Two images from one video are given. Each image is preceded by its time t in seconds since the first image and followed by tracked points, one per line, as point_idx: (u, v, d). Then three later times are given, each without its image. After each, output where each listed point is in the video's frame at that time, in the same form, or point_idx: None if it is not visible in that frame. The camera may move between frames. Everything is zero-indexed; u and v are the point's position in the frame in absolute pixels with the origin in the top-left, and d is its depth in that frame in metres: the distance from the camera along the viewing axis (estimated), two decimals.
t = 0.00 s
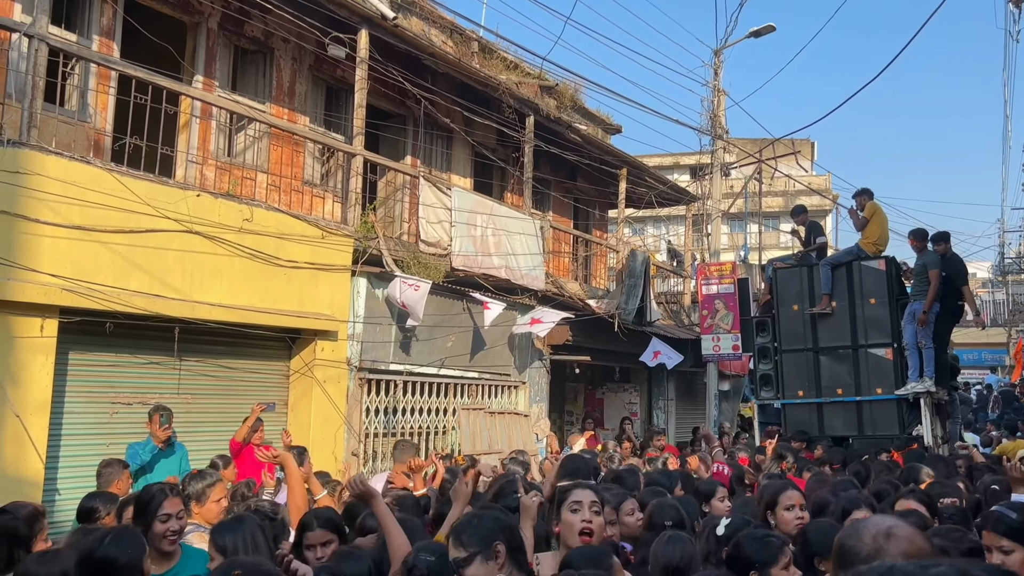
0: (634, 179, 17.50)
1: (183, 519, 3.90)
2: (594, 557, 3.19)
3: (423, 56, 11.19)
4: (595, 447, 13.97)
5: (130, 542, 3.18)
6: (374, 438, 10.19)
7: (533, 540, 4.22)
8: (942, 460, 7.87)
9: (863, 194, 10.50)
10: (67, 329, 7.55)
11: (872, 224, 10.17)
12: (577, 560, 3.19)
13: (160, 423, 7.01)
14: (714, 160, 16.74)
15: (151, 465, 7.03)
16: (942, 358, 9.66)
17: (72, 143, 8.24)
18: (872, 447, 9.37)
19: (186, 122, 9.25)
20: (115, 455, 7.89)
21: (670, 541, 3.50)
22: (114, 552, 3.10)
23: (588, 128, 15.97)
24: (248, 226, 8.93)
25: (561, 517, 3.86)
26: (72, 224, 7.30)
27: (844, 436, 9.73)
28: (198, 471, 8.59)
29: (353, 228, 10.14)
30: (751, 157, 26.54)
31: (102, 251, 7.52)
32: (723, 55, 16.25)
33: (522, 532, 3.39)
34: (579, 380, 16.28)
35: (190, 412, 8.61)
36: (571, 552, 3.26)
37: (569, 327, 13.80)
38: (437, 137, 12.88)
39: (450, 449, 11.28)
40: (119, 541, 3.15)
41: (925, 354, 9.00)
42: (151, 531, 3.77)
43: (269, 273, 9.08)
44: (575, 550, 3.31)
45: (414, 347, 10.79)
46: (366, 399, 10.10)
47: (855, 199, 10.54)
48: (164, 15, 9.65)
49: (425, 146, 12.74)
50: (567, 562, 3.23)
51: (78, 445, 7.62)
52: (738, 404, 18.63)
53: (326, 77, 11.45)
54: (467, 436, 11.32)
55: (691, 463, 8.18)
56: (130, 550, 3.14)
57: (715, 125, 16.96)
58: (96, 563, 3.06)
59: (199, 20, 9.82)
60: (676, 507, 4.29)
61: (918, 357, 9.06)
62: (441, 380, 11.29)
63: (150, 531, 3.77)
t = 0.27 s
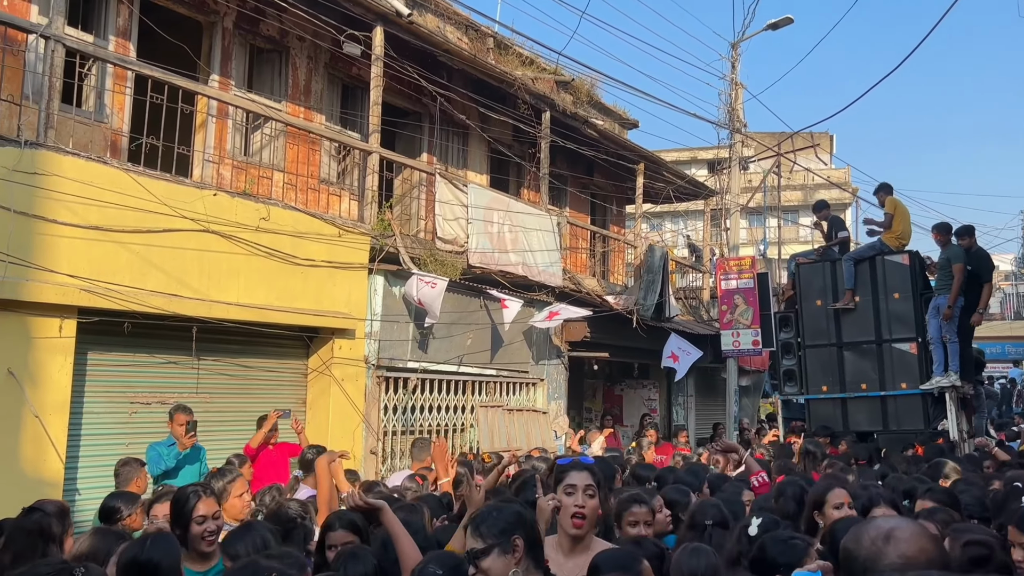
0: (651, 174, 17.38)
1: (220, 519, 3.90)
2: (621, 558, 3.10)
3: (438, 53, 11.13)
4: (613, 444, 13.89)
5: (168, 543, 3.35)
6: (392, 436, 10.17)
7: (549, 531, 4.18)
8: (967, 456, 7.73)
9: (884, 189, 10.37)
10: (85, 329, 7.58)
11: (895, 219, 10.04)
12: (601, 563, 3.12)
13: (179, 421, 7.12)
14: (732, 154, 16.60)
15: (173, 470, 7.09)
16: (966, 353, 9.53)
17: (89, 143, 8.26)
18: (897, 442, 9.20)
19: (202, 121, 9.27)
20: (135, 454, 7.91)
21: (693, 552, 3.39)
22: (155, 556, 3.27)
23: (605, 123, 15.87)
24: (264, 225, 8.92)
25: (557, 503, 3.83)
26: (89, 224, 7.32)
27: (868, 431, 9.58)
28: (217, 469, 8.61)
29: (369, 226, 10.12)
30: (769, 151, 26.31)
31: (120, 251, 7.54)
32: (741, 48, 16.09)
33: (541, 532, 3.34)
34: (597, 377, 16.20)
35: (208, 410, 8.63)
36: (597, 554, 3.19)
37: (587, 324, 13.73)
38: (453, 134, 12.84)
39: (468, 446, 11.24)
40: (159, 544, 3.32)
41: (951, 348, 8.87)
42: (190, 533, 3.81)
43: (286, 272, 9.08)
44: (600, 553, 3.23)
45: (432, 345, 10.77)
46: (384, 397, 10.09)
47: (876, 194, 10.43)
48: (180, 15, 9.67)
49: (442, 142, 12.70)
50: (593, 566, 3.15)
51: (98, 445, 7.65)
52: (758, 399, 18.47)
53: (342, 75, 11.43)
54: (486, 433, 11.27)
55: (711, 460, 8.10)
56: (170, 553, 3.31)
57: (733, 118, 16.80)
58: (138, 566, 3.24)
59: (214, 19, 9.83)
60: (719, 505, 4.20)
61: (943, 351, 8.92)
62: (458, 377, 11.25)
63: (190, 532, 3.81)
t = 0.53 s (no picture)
0: (662, 169, 17.27)
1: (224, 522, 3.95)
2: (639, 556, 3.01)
3: (446, 48, 11.05)
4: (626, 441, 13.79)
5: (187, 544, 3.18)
6: (402, 433, 10.11)
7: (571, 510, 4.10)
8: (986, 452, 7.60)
9: (897, 185, 10.25)
10: (94, 327, 7.55)
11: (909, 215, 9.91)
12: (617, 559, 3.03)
13: (190, 420, 7.13)
14: (744, 148, 16.46)
15: (186, 472, 7.03)
16: (984, 347, 9.44)
17: (96, 140, 8.23)
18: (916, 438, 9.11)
19: (210, 118, 9.22)
20: (145, 452, 7.88)
21: (703, 531, 3.33)
22: (175, 557, 3.10)
23: (615, 118, 15.76)
24: (272, 222, 8.87)
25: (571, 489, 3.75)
26: (97, 222, 7.29)
27: (886, 426, 9.46)
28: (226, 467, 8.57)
29: (378, 222, 10.07)
30: (781, 145, 26.11)
31: (128, 249, 7.51)
32: (752, 40, 15.94)
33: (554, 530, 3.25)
34: (609, 374, 16.11)
35: (219, 408, 8.59)
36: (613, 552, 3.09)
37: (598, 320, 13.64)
38: (462, 129, 12.76)
39: (479, 444, 11.18)
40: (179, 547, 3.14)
41: (965, 342, 8.79)
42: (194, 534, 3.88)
43: (295, 268, 9.03)
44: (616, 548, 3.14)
45: (441, 342, 10.70)
46: (394, 394, 10.02)
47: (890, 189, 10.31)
48: (187, 12, 9.63)
49: (450, 138, 12.62)
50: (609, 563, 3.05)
51: (109, 443, 7.62)
52: (771, 395, 18.33)
53: (350, 70, 11.37)
54: (497, 430, 11.19)
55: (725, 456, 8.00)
56: (190, 557, 3.13)
57: (745, 112, 16.66)
58: (156, 565, 3.08)
59: (221, 16, 9.78)
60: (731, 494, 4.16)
61: (958, 345, 8.85)
62: (469, 374, 11.18)
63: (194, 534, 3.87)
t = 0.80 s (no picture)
0: (659, 164, 17.17)
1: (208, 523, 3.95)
2: (637, 553, 2.89)
3: (440, 41, 10.94)
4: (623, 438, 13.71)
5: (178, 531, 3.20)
6: (396, 430, 10.01)
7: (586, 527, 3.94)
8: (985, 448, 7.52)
9: (895, 181, 10.14)
10: (81, 323, 7.46)
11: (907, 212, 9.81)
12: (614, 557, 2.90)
13: (180, 416, 7.06)
14: (742, 143, 16.36)
15: (178, 470, 6.93)
16: (982, 344, 9.35)
17: (85, 134, 8.13)
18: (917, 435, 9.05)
19: (201, 112, 9.12)
20: (135, 450, 7.79)
21: (706, 538, 3.24)
22: (165, 542, 3.12)
23: (612, 113, 15.67)
24: (264, 217, 8.77)
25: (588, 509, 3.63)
26: (85, 216, 7.19)
27: (885, 422, 9.37)
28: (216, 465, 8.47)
29: (372, 217, 9.97)
30: (779, 140, 26.02)
31: (116, 243, 7.41)
32: (749, 34, 15.85)
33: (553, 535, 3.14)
34: (606, 370, 16.01)
35: (210, 405, 8.49)
36: (610, 550, 2.95)
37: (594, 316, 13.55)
38: (456, 124, 12.66)
39: (474, 441, 11.08)
40: (176, 530, 3.19)
41: (964, 339, 8.68)
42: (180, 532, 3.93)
43: (287, 264, 8.93)
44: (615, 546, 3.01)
45: (436, 338, 10.61)
46: (388, 390, 9.92)
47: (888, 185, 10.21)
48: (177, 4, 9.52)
49: (446, 133, 12.51)
50: (604, 561, 2.91)
51: (97, 440, 7.53)
52: (770, 392, 18.23)
53: (344, 64, 11.27)
54: (492, 426, 11.07)
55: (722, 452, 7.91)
56: (180, 540, 3.16)
57: (742, 106, 16.55)
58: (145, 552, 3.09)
59: (213, 9, 9.68)
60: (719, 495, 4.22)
61: (957, 342, 8.76)
62: (464, 370, 11.09)
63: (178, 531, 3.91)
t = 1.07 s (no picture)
0: (645, 163, 17.16)
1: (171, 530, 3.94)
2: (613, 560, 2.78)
3: (425, 38, 10.85)
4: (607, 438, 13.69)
5: (165, 541, 3.02)
6: (378, 430, 9.94)
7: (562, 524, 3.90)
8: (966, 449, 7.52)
9: (881, 183, 10.16)
10: (57, 321, 7.35)
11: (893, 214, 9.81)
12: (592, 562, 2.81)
13: (158, 416, 6.95)
14: (728, 143, 16.36)
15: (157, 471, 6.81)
16: (967, 345, 9.36)
17: (63, 130, 8.01)
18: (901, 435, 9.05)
19: (182, 109, 9.01)
20: (112, 450, 7.69)
21: (699, 552, 3.17)
22: (150, 556, 2.95)
23: (598, 111, 15.63)
24: (244, 214, 8.69)
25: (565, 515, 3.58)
26: (61, 213, 7.09)
27: (871, 423, 9.39)
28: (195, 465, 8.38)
29: (354, 215, 9.89)
30: (765, 140, 26.07)
31: (92, 241, 7.30)
32: (735, 34, 15.84)
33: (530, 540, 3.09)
34: (592, 369, 15.99)
35: (189, 405, 8.40)
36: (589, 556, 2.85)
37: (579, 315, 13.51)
38: (442, 121, 12.59)
39: (458, 440, 11.03)
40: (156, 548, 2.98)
41: (949, 341, 8.69)
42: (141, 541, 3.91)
43: (267, 262, 8.84)
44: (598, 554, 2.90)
45: (420, 337, 10.54)
46: (370, 390, 9.85)
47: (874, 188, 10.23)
48: None
49: (431, 131, 12.44)
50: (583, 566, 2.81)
51: (74, 440, 7.43)
52: (755, 391, 18.26)
53: (327, 61, 11.18)
54: (476, 426, 11.02)
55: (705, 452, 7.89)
56: (166, 555, 2.97)
57: (728, 106, 16.55)
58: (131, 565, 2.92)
59: (194, 4, 9.57)
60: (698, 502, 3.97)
61: (942, 343, 8.77)
62: (448, 370, 11.04)
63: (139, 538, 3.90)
